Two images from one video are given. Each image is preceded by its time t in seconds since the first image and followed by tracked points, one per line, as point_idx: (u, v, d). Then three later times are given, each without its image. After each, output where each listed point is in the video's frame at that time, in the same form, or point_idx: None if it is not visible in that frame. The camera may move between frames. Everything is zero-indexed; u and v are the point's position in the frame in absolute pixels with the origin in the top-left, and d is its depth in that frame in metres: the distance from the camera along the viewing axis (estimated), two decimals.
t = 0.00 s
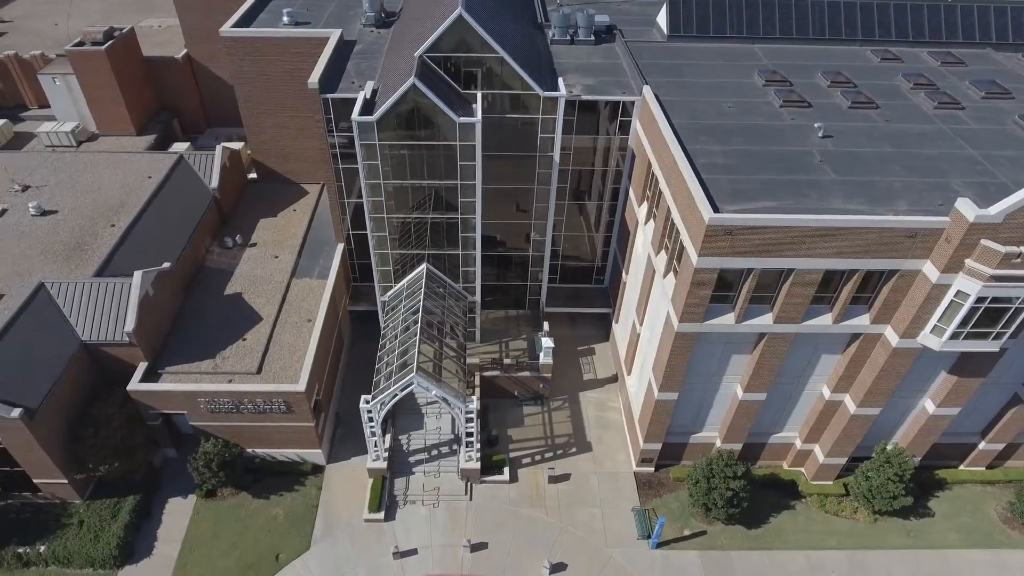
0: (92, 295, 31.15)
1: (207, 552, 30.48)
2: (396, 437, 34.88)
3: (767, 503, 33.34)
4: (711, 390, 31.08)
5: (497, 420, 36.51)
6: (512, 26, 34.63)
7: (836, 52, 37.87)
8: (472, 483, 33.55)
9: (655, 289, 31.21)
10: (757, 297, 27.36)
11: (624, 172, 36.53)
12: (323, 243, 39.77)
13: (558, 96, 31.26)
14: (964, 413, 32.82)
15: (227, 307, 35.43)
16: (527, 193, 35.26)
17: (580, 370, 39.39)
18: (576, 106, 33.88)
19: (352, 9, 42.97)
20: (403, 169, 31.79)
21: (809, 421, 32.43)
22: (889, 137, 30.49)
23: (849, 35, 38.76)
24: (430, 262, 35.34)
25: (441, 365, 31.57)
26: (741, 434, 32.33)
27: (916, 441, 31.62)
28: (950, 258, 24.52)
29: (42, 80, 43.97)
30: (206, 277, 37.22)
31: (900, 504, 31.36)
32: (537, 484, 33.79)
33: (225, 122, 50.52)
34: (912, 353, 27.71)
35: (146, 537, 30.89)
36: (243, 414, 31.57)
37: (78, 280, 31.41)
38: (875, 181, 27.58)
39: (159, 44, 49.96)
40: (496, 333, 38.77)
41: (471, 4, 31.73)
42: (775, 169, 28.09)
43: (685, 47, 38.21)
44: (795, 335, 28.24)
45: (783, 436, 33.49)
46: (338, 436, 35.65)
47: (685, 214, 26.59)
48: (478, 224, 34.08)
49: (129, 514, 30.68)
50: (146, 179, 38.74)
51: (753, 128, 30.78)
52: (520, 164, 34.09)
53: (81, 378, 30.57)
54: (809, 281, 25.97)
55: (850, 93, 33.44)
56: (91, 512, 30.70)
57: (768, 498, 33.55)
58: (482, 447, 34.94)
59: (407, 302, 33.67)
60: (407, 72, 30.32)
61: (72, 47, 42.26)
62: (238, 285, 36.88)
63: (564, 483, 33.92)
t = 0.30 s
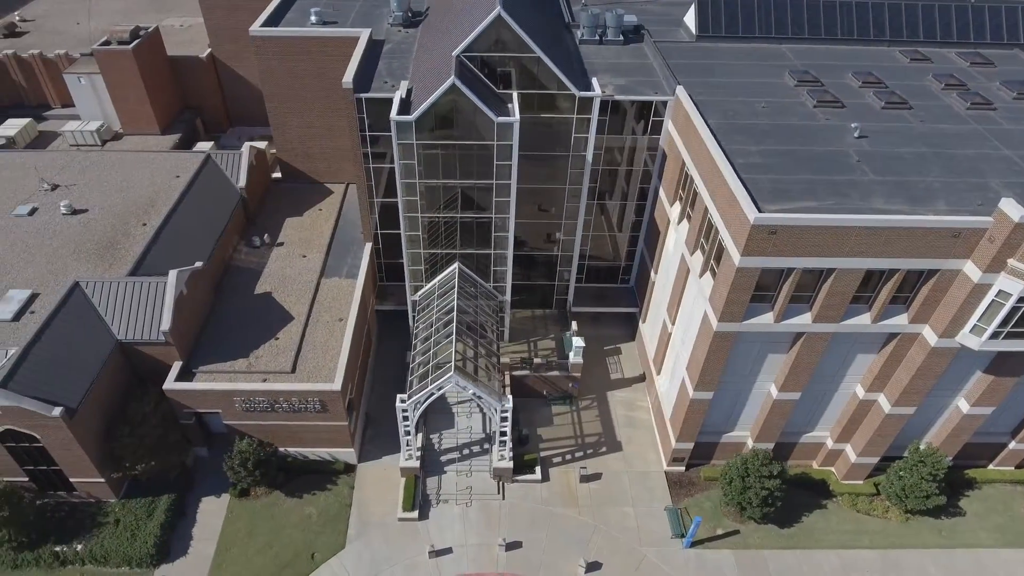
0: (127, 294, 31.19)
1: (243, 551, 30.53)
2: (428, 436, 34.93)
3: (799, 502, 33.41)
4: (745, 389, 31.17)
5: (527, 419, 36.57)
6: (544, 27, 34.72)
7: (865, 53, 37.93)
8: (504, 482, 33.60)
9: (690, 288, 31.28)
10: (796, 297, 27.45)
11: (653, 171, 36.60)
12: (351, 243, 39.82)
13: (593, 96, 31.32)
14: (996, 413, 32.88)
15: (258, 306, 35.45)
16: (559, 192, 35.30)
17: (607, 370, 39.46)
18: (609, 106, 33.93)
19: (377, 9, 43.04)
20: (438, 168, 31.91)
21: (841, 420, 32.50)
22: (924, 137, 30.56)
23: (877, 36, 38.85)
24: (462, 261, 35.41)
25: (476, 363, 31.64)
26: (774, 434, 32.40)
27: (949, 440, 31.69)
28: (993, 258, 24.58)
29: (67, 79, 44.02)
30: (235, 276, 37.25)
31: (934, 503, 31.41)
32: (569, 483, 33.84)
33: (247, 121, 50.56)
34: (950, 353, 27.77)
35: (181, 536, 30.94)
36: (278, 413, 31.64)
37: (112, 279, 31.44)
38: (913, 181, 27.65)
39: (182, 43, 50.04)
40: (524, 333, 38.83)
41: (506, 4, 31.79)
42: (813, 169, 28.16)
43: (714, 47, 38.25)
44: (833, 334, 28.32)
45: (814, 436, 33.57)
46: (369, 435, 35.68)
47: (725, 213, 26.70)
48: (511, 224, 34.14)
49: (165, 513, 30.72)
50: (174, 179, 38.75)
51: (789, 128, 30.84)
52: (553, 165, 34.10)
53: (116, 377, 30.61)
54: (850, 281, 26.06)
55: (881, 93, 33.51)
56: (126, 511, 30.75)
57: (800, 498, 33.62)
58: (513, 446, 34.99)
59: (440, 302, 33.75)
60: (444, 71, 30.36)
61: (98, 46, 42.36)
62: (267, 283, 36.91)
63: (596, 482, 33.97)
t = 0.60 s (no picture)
0: (164, 294, 31.25)
1: (280, 550, 30.60)
2: (460, 436, 35.03)
3: (831, 502, 33.54)
4: (780, 389, 31.29)
5: (557, 419, 36.66)
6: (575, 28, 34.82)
7: (893, 53, 38.05)
8: (538, 482, 33.69)
9: (725, 288, 31.39)
10: (836, 297, 27.56)
11: (683, 172, 36.72)
12: (379, 243, 39.89)
13: (629, 96, 31.42)
14: None
15: (290, 306, 35.50)
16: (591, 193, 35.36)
17: (635, 370, 39.56)
18: (642, 107, 34.02)
19: (403, 9, 43.08)
20: (475, 169, 32.09)
21: (874, 420, 32.64)
22: (959, 138, 30.69)
23: (904, 37, 38.98)
24: (495, 261, 35.53)
25: (516, 362, 31.66)
26: (807, 433, 32.50)
27: (982, 440, 31.81)
28: None
29: (93, 79, 44.06)
30: (266, 276, 37.32)
31: (968, 503, 31.51)
32: (601, 482, 33.96)
33: (270, 121, 50.61)
34: (988, 353, 27.90)
35: (217, 535, 31.01)
36: (314, 413, 31.68)
37: (149, 278, 31.50)
38: (952, 181, 27.75)
39: (204, 42, 50.06)
40: (553, 333, 38.93)
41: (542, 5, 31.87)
42: (851, 169, 28.26)
43: (743, 48, 38.33)
44: (871, 334, 28.45)
45: (846, 435, 33.70)
46: (400, 435, 35.74)
47: (766, 213, 26.84)
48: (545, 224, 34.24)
49: (202, 512, 30.77)
50: (204, 179, 38.80)
51: (824, 128, 30.94)
52: (586, 166, 34.16)
53: (153, 376, 30.67)
54: (891, 280, 26.19)
55: (913, 94, 33.64)
56: (163, 510, 30.81)
57: (832, 497, 33.74)
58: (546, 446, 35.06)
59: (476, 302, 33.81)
60: (483, 72, 30.43)
61: (125, 46, 42.44)
62: (298, 283, 36.97)
63: (628, 481, 34.07)
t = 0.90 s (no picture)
0: (200, 293, 31.28)
1: (316, 549, 30.65)
2: (492, 435, 35.13)
3: (863, 501, 33.63)
4: (814, 388, 31.38)
5: (587, 418, 36.73)
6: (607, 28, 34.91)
7: (921, 54, 38.18)
8: (570, 481, 33.76)
9: (760, 288, 31.48)
10: (875, 297, 27.65)
11: (713, 172, 36.77)
12: (407, 243, 39.97)
13: (664, 96, 31.46)
14: None
15: (322, 305, 35.55)
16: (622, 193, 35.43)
17: (663, 370, 39.64)
18: (674, 107, 34.09)
19: (429, 9, 43.15)
20: (510, 169, 32.18)
21: (907, 419, 32.74)
22: (994, 138, 30.79)
23: (931, 37, 39.10)
24: (527, 261, 35.69)
25: (553, 361, 31.74)
26: (840, 433, 32.57)
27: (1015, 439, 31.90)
28: None
29: (118, 78, 44.09)
30: (296, 276, 37.38)
31: (1002, 502, 31.57)
32: (634, 481, 34.03)
33: (292, 121, 50.66)
34: None
35: (254, 534, 31.05)
36: (349, 412, 31.74)
37: (184, 278, 31.56)
38: (991, 182, 27.84)
39: (226, 42, 50.10)
40: (581, 333, 39.04)
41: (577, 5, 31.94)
42: (890, 169, 28.34)
43: (771, 48, 38.42)
44: (909, 334, 28.54)
45: (877, 435, 33.82)
46: (432, 435, 35.77)
47: (806, 213, 26.91)
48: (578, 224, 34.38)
49: (238, 511, 30.83)
50: (233, 178, 38.84)
51: (859, 129, 31.03)
52: (619, 166, 34.23)
53: (190, 375, 30.74)
54: (932, 280, 26.28)
55: (944, 94, 33.75)
56: (200, 509, 30.89)
57: (864, 497, 33.83)
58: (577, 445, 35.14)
59: (510, 302, 33.88)
60: (522, 73, 30.62)
61: (151, 46, 42.51)
62: (328, 283, 37.04)
63: (660, 481, 34.13)
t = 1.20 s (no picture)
0: (236, 293, 31.33)
1: (352, 549, 30.69)
2: (524, 436, 35.27)
3: (895, 501, 33.71)
4: (848, 388, 31.49)
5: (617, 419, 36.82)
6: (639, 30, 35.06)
7: (949, 55, 38.28)
8: (602, 481, 33.85)
9: (794, 288, 31.57)
10: (914, 297, 27.74)
11: (742, 172, 36.82)
12: (435, 243, 40.05)
13: (700, 97, 31.58)
14: None
15: (353, 305, 35.60)
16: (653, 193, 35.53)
17: (690, 370, 39.75)
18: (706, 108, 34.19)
19: (455, 9, 43.26)
20: (544, 169, 32.27)
21: (939, 418, 32.86)
22: None
23: (959, 39, 39.21)
24: (559, 261, 35.85)
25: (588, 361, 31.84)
26: (873, 432, 32.67)
27: None
28: None
29: (143, 78, 44.21)
30: (326, 276, 37.46)
31: None
32: (666, 481, 34.11)
33: (314, 121, 50.73)
34: None
35: (289, 534, 31.08)
36: (384, 412, 31.80)
37: (220, 277, 31.61)
38: None
39: (249, 43, 50.19)
40: (609, 333, 39.33)
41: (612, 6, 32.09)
42: (928, 170, 28.43)
43: (800, 49, 38.54)
44: (947, 334, 28.62)
45: (908, 435, 33.95)
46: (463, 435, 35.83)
47: (848, 214, 27.03)
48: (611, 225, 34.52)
49: (274, 511, 30.91)
50: (262, 178, 38.92)
51: (894, 130, 31.13)
52: (651, 166, 34.32)
53: (227, 375, 30.83)
54: (973, 281, 26.36)
55: (976, 95, 33.85)
56: (236, 509, 30.98)
57: (895, 497, 33.91)
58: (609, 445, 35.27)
59: (544, 302, 34.02)
60: (561, 75, 30.72)
61: (178, 46, 42.53)
62: (358, 283, 37.11)
63: (692, 480, 34.20)
